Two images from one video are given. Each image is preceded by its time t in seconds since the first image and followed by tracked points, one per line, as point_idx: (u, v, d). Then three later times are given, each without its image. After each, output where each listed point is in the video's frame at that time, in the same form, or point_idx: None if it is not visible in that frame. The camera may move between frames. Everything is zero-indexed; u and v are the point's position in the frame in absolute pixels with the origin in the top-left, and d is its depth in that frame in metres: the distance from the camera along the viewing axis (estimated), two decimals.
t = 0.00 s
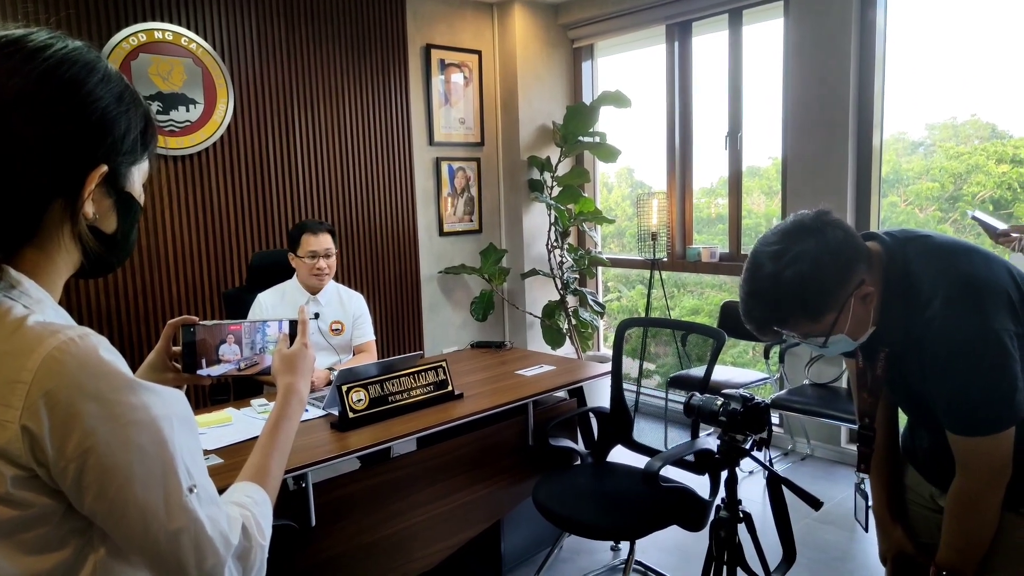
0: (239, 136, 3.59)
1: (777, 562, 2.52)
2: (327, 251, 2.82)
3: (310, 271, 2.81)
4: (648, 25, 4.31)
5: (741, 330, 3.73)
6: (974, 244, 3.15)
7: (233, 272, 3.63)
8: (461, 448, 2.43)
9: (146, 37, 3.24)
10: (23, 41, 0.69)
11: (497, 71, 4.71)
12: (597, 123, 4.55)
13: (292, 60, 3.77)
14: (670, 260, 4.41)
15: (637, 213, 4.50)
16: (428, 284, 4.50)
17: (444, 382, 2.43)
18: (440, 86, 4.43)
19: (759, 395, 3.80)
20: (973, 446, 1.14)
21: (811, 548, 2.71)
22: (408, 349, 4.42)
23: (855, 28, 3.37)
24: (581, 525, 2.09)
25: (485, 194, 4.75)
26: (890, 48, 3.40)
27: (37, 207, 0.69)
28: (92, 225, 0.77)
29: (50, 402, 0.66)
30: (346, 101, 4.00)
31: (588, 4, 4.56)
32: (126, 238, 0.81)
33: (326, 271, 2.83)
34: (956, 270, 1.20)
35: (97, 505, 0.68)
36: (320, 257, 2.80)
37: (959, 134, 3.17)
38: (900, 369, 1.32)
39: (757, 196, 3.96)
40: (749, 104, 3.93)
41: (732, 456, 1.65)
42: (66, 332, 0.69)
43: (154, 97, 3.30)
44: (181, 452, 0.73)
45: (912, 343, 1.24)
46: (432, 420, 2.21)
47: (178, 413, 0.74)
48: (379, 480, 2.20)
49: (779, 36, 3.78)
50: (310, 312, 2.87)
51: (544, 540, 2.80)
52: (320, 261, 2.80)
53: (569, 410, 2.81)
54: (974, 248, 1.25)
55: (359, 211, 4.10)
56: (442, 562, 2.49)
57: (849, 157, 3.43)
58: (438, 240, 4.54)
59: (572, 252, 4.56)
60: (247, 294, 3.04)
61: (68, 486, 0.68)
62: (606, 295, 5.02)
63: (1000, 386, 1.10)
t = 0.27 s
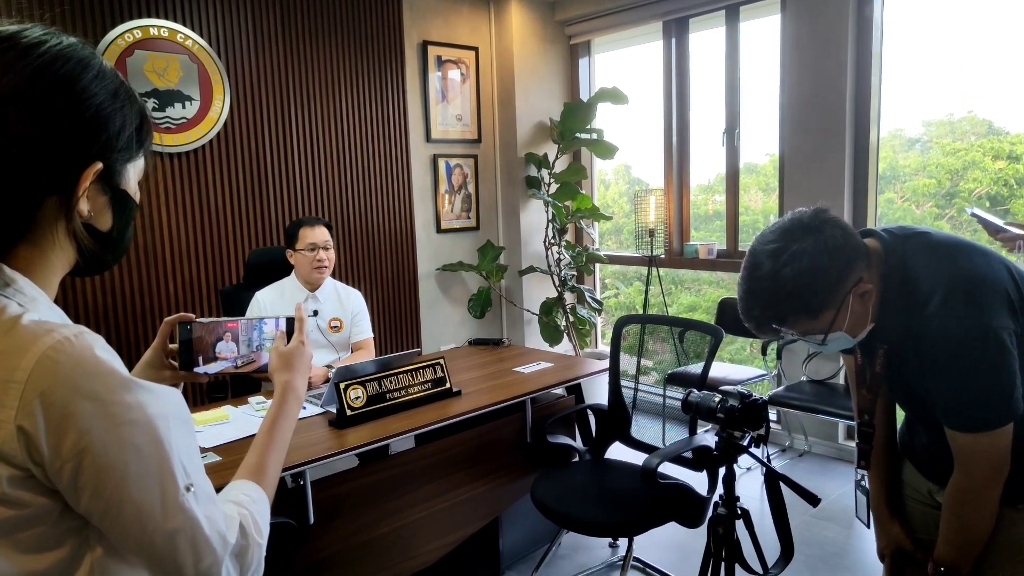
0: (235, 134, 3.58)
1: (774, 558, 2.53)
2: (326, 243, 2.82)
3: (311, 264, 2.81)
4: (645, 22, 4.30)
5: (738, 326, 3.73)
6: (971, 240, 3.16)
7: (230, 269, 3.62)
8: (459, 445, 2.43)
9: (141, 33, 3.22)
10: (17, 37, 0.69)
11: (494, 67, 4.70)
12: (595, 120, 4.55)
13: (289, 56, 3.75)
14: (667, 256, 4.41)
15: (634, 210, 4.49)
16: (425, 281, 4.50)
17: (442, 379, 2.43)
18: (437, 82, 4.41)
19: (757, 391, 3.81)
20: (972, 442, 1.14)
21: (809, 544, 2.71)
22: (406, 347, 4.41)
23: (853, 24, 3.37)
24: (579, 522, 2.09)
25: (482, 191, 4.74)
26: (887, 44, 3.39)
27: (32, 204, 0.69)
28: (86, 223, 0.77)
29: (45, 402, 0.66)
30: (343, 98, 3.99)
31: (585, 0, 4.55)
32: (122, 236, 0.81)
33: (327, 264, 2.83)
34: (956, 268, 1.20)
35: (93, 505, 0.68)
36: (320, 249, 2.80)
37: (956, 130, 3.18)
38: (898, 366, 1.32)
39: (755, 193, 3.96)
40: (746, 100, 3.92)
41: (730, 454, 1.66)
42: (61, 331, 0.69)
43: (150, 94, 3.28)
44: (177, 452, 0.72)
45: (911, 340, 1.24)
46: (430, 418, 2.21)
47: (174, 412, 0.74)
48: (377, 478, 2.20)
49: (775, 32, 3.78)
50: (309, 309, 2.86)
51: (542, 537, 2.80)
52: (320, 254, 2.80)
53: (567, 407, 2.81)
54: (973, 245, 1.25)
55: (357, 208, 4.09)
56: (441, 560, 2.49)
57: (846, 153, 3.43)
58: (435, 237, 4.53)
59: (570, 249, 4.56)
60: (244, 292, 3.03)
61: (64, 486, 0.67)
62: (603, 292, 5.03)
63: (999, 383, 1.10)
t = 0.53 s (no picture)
0: (235, 141, 3.59)
1: (778, 561, 2.52)
2: (330, 257, 2.80)
3: (315, 277, 2.80)
4: (643, 25, 4.31)
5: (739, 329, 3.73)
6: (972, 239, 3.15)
7: (231, 276, 3.63)
8: (461, 451, 2.42)
9: (141, 42, 3.24)
10: (14, 50, 0.69)
11: (493, 72, 4.71)
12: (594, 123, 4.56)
13: (288, 64, 3.77)
14: (668, 259, 4.41)
15: (634, 213, 4.50)
16: (426, 286, 4.50)
17: (444, 385, 2.42)
18: (436, 88, 4.42)
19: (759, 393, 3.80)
20: (973, 443, 1.14)
21: (813, 546, 2.71)
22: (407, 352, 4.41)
23: (851, 25, 3.38)
24: (581, 526, 2.09)
25: (482, 196, 4.74)
26: (885, 45, 3.40)
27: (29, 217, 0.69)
28: (84, 235, 0.77)
29: (43, 414, 0.66)
30: (342, 104, 4.00)
31: (583, 5, 4.56)
32: (121, 248, 0.81)
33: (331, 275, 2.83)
34: (956, 269, 1.20)
35: (93, 517, 0.68)
36: (324, 263, 2.78)
37: (955, 130, 3.18)
38: (898, 368, 1.32)
39: (755, 195, 3.96)
40: (745, 102, 3.93)
41: (732, 457, 1.65)
42: (60, 343, 0.69)
43: (150, 103, 3.29)
44: (177, 462, 0.72)
45: (912, 341, 1.24)
46: (431, 424, 2.20)
47: (173, 423, 0.74)
48: (379, 484, 2.20)
49: (773, 34, 3.78)
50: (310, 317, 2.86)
51: (545, 542, 2.80)
52: (323, 267, 2.79)
53: (569, 411, 2.81)
54: (974, 246, 1.24)
55: (357, 215, 4.10)
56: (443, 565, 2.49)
57: (845, 154, 3.43)
58: (435, 242, 4.53)
59: (570, 252, 4.56)
60: (245, 299, 3.03)
61: (63, 498, 0.67)
62: (605, 295, 5.02)
63: (1000, 384, 1.10)
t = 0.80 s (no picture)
0: (238, 141, 3.60)
1: (783, 559, 2.52)
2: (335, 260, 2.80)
3: (319, 280, 2.80)
4: (646, 23, 4.30)
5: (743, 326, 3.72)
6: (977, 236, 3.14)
7: (235, 276, 3.63)
8: (465, 449, 2.43)
9: (143, 43, 3.24)
10: (14, 51, 0.69)
11: (495, 70, 4.70)
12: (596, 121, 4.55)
13: (291, 63, 3.77)
14: (671, 257, 4.41)
15: (637, 211, 4.49)
16: (429, 285, 4.50)
17: (448, 383, 2.42)
18: (438, 87, 4.42)
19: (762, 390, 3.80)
20: (978, 440, 1.14)
21: (818, 544, 2.70)
22: (411, 351, 4.42)
23: (854, 21, 3.36)
24: (586, 525, 2.08)
25: (485, 195, 4.74)
26: (889, 41, 3.38)
27: (30, 217, 0.69)
28: (86, 236, 0.77)
29: (45, 416, 0.66)
30: (345, 104, 4.00)
31: (586, 2, 4.55)
32: (122, 248, 0.81)
33: (335, 279, 2.83)
34: (960, 266, 1.19)
35: (96, 519, 0.68)
36: (329, 266, 2.79)
37: (959, 126, 3.16)
38: (903, 365, 1.31)
39: (758, 192, 3.95)
40: (748, 99, 3.92)
41: (737, 455, 1.65)
42: (62, 345, 0.69)
43: (153, 104, 3.30)
44: (180, 463, 0.73)
45: (915, 339, 1.23)
46: (435, 422, 2.20)
47: (176, 424, 0.74)
48: (384, 483, 2.20)
49: (776, 31, 3.77)
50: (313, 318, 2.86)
51: (550, 540, 2.80)
52: (329, 270, 2.79)
53: (573, 409, 2.81)
54: (979, 243, 1.24)
55: (360, 214, 4.10)
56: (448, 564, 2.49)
57: (849, 150, 3.42)
58: (438, 241, 4.53)
59: (573, 250, 4.55)
60: (249, 299, 3.04)
61: (66, 500, 0.68)
62: (608, 293, 5.02)
63: (1006, 380, 1.09)
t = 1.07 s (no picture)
0: (240, 146, 3.61)
1: (786, 563, 2.51)
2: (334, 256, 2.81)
3: (319, 277, 2.81)
4: (647, 26, 4.30)
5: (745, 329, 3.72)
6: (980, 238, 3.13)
7: (237, 281, 3.64)
8: (467, 453, 2.42)
9: (146, 48, 3.26)
10: (27, 61, 0.70)
11: (497, 74, 4.71)
12: (598, 124, 4.55)
13: (293, 68, 3.78)
14: (673, 260, 4.41)
15: (639, 214, 4.49)
16: (431, 289, 4.50)
17: (450, 387, 2.43)
18: (440, 91, 4.43)
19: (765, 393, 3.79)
20: (982, 443, 1.13)
21: (822, 548, 2.69)
22: (413, 355, 4.42)
23: (855, 24, 3.36)
24: (589, 529, 2.08)
25: (487, 198, 4.75)
26: (890, 43, 3.38)
27: (48, 221, 0.69)
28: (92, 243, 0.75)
29: (46, 422, 0.66)
30: (347, 108, 4.01)
31: (587, 6, 4.55)
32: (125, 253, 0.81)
33: (335, 275, 2.84)
34: (963, 268, 1.19)
35: (98, 525, 0.68)
36: (328, 262, 2.80)
37: (961, 128, 3.16)
38: (906, 368, 1.31)
39: (760, 194, 3.95)
40: (749, 102, 3.92)
41: (738, 458, 1.65)
42: (62, 351, 0.70)
43: (155, 109, 3.31)
44: (181, 469, 0.73)
45: (918, 341, 1.23)
46: (437, 426, 2.20)
47: (177, 429, 0.75)
48: (386, 487, 2.20)
49: (777, 34, 3.77)
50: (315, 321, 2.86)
51: (552, 544, 2.79)
52: (328, 266, 2.80)
53: (575, 413, 2.81)
54: (981, 245, 1.24)
55: (362, 218, 4.11)
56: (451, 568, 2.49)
57: (851, 153, 3.42)
58: (441, 245, 4.54)
59: (576, 253, 4.55)
60: (251, 303, 3.04)
61: (68, 506, 0.68)
62: (610, 296, 5.02)
63: (1009, 383, 1.09)
